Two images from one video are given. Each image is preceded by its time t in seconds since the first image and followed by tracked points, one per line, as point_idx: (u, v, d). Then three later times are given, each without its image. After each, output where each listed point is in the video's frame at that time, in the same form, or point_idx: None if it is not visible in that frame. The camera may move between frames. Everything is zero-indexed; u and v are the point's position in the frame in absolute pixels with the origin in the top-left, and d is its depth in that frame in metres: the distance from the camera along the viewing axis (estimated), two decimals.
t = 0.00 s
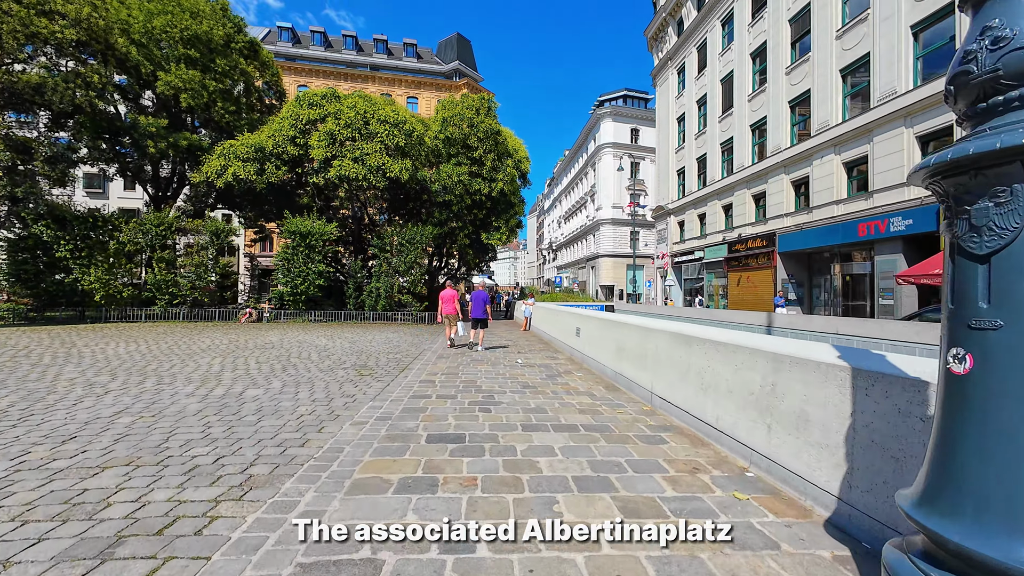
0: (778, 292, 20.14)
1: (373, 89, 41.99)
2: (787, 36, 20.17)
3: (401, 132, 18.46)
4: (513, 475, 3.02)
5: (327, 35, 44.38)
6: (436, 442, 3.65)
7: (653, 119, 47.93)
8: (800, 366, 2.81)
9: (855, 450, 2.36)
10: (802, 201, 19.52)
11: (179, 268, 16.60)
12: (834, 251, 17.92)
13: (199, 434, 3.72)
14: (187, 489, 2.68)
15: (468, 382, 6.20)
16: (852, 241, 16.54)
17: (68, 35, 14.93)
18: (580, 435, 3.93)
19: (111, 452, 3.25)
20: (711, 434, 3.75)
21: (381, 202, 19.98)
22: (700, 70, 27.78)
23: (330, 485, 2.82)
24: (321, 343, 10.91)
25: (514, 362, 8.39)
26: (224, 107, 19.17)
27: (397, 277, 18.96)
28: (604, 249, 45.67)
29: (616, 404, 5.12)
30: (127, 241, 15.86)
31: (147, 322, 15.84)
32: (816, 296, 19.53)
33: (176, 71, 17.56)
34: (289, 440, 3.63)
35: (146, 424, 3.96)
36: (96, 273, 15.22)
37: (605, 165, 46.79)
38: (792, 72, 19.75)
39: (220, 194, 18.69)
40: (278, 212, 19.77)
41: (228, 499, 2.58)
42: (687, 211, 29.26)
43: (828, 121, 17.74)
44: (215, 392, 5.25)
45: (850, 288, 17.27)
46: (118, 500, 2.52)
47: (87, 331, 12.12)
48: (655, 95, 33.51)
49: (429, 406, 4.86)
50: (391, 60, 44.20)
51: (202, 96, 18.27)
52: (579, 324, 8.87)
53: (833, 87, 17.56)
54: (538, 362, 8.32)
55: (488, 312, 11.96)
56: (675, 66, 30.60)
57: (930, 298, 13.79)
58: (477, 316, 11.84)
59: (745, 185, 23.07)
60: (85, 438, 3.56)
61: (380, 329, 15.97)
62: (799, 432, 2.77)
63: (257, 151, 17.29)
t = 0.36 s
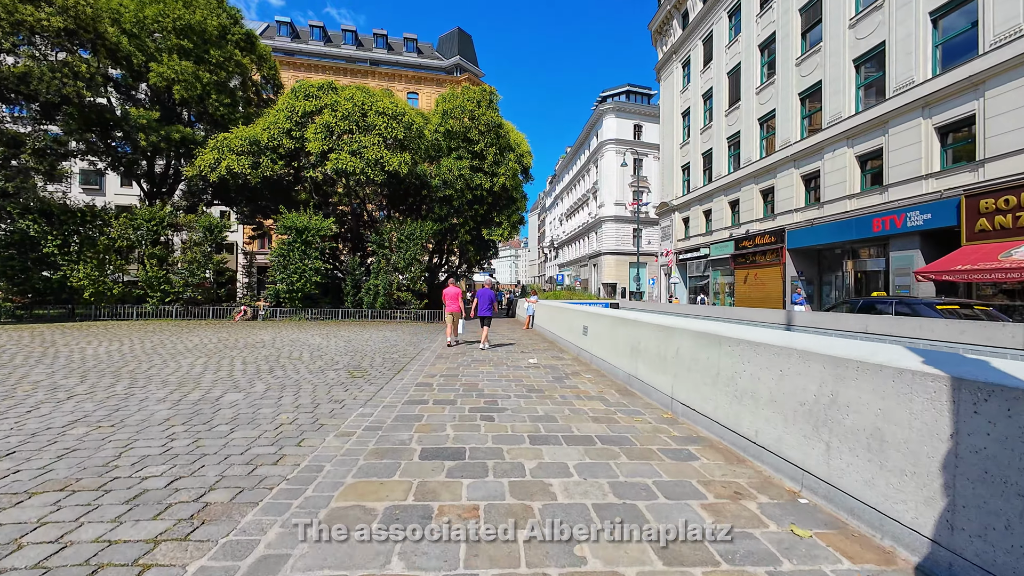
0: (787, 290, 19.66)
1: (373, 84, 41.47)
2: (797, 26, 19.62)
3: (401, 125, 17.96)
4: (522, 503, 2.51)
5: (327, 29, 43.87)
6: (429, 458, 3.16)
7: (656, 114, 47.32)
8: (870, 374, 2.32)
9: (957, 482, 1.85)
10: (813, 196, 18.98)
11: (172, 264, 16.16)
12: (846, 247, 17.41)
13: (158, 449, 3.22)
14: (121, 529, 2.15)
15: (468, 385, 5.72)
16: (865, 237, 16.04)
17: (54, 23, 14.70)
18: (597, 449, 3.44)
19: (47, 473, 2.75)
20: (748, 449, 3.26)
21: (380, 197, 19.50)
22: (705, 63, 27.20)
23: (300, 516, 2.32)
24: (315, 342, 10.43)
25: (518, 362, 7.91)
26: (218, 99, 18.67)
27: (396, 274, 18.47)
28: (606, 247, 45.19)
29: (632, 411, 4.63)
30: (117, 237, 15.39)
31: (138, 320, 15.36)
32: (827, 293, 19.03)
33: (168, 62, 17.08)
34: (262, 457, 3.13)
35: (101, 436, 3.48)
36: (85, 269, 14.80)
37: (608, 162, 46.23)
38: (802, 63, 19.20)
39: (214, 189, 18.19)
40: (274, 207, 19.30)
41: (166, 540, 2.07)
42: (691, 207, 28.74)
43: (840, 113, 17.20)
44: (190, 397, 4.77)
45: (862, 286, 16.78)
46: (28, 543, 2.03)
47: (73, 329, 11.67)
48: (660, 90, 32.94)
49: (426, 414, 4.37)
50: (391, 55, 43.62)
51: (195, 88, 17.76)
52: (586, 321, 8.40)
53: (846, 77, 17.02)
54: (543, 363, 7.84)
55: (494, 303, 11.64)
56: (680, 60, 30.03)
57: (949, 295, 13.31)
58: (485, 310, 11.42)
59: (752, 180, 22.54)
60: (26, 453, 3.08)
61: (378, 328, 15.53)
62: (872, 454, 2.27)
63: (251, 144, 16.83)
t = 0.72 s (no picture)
0: (796, 287, 19.21)
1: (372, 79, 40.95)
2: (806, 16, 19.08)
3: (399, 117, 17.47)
4: (534, 549, 2.03)
5: (325, 24, 43.31)
6: (422, 485, 2.68)
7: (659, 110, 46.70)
8: (970, 392, 1.84)
9: None
10: (823, 191, 18.47)
11: (164, 262, 15.72)
12: (858, 243, 16.91)
13: (104, 473, 2.75)
14: None
15: (470, 390, 5.26)
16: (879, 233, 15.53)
17: (40, 12, 14.23)
18: (618, 471, 2.95)
19: None
20: (795, 473, 2.78)
21: (378, 193, 19.06)
22: (711, 56, 26.64)
23: (256, 571, 1.85)
24: (310, 342, 9.97)
25: (523, 364, 7.46)
26: (212, 92, 18.17)
27: (396, 271, 18.03)
28: (608, 244, 44.70)
29: (651, 422, 4.16)
30: (106, 233, 14.95)
31: (129, 319, 14.93)
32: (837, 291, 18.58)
33: (159, 53, 16.61)
34: (224, 484, 2.63)
35: (44, 455, 3.02)
36: (74, 267, 14.41)
37: (610, 158, 45.69)
38: (813, 54, 18.66)
39: (207, 184, 17.72)
40: (269, 203, 18.83)
41: None
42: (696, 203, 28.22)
43: (853, 104, 16.65)
44: (161, 406, 4.31)
45: (875, 282, 16.32)
46: None
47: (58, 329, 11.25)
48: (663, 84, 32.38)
49: (421, 426, 3.89)
50: (390, 50, 43.02)
51: (188, 80, 17.26)
52: (594, 320, 7.94)
53: (859, 67, 16.47)
54: (549, 366, 7.36)
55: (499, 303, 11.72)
56: (685, 53, 29.48)
57: (969, 293, 12.83)
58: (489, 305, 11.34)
59: (759, 175, 22.02)
60: None
61: (375, 327, 15.08)
62: (974, 493, 1.80)
63: (245, 137, 16.35)
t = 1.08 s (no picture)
0: (806, 284, 18.70)
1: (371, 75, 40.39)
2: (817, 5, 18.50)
3: (397, 110, 16.95)
4: None
5: (323, 19, 42.73)
6: (410, 531, 2.18)
7: (662, 105, 46.05)
8: None
9: None
10: (834, 185, 17.92)
11: (155, 260, 15.27)
12: (871, 239, 16.39)
13: (24, 515, 2.27)
14: None
15: (469, 401, 4.78)
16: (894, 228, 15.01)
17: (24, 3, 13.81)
18: (647, 509, 2.46)
19: None
20: (863, 512, 2.30)
21: (376, 188, 18.56)
22: (717, 48, 26.04)
23: None
24: (303, 344, 9.50)
25: (527, 368, 6.97)
26: (205, 86, 17.65)
27: (394, 269, 17.53)
28: (611, 241, 44.18)
29: (675, 439, 3.67)
30: (94, 230, 14.51)
31: (119, 319, 14.49)
32: (848, 289, 18.08)
33: (150, 45, 16.13)
34: (167, 532, 2.14)
35: None
36: (61, 266, 13.96)
37: (612, 154, 45.09)
38: (824, 44, 18.08)
39: (200, 180, 17.24)
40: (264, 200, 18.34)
41: None
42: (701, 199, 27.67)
43: (866, 96, 16.09)
44: (122, 421, 3.84)
45: (889, 279, 15.81)
46: None
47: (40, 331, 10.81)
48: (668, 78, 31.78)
49: (414, 447, 3.39)
50: (389, 45, 42.43)
51: (179, 73, 16.76)
52: (603, 320, 7.45)
53: (873, 57, 15.90)
54: (556, 371, 6.86)
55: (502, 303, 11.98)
56: (690, 46, 28.86)
57: (990, 291, 12.31)
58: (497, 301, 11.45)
59: (767, 170, 21.47)
60: None
61: (373, 327, 14.60)
62: None
63: (238, 132, 15.86)
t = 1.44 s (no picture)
0: (816, 282, 18.21)
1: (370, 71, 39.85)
2: None
3: (395, 103, 16.44)
4: None
5: (322, 14, 42.16)
6: None
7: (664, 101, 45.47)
8: None
9: None
10: (846, 180, 17.39)
11: (145, 258, 14.79)
12: (885, 235, 15.88)
13: None
14: None
15: (469, 409, 4.30)
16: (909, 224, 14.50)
17: None
18: (694, 557, 1.96)
19: None
20: (975, 565, 1.81)
21: (373, 184, 18.07)
22: (722, 41, 25.50)
23: None
24: (295, 344, 9.02)
25: (532, 371, 6.49)
26: (198, 78, 17.14)
27: (392, 267, 17.04)
28: (613, 239, 43.68)
29: (709, 457, 3.17)
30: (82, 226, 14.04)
31: (107, 318, 14.03)
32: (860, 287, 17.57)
33: (140, 36, 15.63)
34: None
35: None
36: (47, 263, 13.48)
37: (614, 151, 44.54)
38: (835, 34, 17.55)
39: (193, 176, 16.73)
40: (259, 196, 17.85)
41: None
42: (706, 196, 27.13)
43: (880, 86, 15.56)
44: (71, 437, 3.35)
45: (903, 276, 15.33)
46: None
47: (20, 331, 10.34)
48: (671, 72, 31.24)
49: (404, 468, 2.89)
50: (388, 41, 41.85)
51: (171, 65, 16.25)
52: (613, 318, 6.97)
53: (887, 46, 15.37)
54: (563, 374, 6.38)
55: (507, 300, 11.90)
56: (694, 40, 28.32)
57: (1013, 288, 11.79)
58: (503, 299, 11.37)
59: (775, 164, 20.94)
60: None
61: (370, 326, 14.14)
62: None
63: (230, 125, 15.36)
